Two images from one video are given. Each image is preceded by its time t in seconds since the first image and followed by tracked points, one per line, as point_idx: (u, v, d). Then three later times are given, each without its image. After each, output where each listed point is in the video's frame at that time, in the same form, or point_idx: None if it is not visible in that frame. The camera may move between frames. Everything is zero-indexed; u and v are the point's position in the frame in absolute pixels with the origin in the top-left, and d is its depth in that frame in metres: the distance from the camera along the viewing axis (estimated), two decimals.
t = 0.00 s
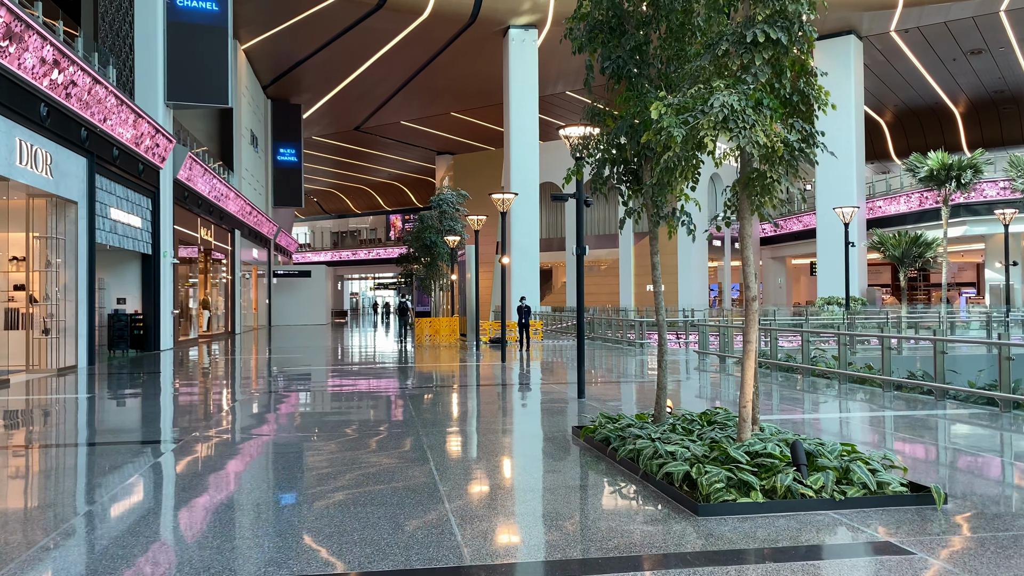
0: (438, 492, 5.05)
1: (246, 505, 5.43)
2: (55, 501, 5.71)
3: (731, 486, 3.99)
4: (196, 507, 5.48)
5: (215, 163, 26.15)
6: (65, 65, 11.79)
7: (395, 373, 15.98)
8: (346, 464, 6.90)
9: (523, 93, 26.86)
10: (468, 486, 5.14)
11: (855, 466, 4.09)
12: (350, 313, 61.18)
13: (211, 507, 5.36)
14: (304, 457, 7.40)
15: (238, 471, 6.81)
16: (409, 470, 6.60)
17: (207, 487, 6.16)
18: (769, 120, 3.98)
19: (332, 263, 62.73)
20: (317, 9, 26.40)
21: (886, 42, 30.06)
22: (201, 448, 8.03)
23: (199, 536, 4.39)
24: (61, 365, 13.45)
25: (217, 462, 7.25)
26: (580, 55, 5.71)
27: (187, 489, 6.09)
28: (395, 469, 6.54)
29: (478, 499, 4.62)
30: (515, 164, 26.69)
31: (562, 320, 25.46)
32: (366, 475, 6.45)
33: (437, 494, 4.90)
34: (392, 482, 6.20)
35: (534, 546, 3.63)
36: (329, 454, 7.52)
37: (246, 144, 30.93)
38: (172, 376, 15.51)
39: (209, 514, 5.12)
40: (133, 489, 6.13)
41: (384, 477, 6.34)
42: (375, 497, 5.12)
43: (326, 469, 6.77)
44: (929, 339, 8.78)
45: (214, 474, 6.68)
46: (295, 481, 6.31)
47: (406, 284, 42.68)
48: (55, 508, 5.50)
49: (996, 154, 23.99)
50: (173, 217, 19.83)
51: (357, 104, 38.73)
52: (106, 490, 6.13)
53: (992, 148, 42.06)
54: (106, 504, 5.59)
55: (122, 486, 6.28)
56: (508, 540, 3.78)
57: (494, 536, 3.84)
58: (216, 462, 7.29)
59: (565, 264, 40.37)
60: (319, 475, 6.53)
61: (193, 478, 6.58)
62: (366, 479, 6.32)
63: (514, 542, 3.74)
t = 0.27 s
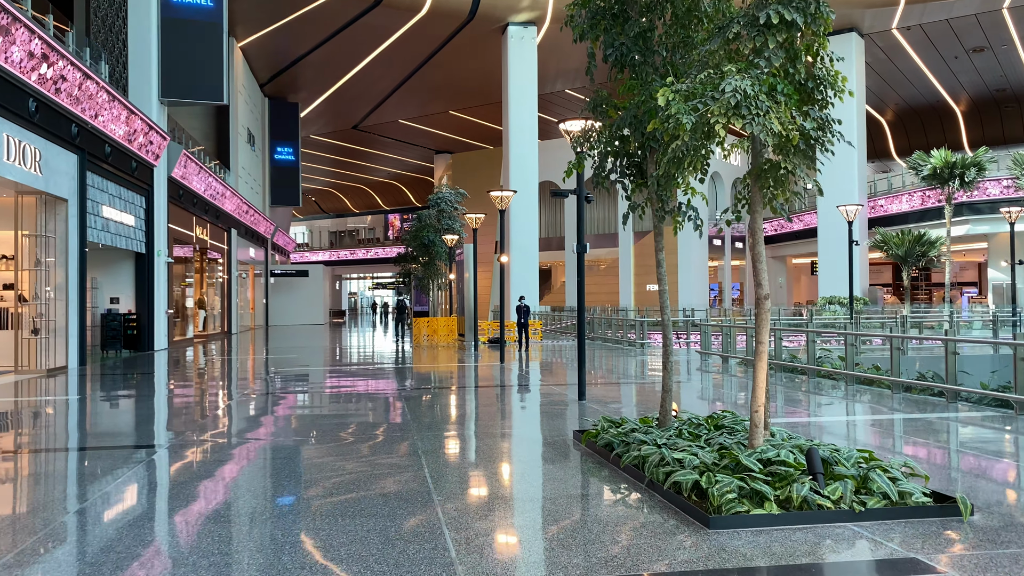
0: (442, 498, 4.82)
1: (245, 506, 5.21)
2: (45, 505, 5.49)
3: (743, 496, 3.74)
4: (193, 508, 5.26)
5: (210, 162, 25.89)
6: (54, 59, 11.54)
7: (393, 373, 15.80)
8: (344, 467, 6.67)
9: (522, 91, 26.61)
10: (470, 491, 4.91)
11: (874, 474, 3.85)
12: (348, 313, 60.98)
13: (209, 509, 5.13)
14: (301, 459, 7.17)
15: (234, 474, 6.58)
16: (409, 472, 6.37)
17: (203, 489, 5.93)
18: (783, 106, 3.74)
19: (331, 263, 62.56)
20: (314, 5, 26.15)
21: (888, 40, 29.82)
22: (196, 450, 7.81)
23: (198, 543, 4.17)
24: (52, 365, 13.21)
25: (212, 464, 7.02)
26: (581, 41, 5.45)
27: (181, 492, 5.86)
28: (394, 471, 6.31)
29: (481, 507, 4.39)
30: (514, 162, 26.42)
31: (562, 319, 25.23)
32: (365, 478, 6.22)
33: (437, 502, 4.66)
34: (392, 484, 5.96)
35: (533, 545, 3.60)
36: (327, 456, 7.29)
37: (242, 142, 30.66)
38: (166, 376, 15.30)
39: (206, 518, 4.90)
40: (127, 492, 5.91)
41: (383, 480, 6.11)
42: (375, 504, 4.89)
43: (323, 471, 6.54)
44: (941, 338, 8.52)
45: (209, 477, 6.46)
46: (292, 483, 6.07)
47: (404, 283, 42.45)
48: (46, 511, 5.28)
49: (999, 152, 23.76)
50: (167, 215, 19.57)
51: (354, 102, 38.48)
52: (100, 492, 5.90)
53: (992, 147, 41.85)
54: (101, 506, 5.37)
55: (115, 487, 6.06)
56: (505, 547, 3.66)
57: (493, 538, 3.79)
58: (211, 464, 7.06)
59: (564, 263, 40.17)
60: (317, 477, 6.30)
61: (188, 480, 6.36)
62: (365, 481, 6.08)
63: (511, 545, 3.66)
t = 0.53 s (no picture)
0: (446, 507, 4.61)
1: (244, 513, 4.99)
2: (35, 511, 5.29)
3: (758, 511, 3.53)
4: (189, 515, 5.04)
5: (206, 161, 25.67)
6: (44, 55, 11.30)
7: (390, 374, 15.60)
8: (342, 471, 6.46)
9: (522, 90, 26.38)
10: (473, 500, 4.69)
11: (896, 487, 3.64)
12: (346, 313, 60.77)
13: (205, 516, 4.92)
14: (299, 464, 6.97)
15: (230, 479, 6.38)
16: (408, 477, 6.16)
17: (197, 495, 5.72)
18: (802, 95, 3.52)
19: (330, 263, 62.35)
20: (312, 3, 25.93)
21: (890, 39, 29.62)
22: (191, 454, 7.60)
23: (195, 556, 3.95)
24: (43, 367, 12.98)
25: (208, 468, 6.82)
26: (583, 32, 5.23)
27: (175, 497, 5.66)
28: (393, 476, 6.10)
29: (484, 519, 4.17)
30: (513, 161, 26.19)
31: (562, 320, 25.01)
32: (364, 484, 6.02)
33: (439, 513, 4.45)
34: (392, 488, 5.76)
35: (530, 549, 3.58)
36: (325, 460, 7.09)
37: (240, 141, 30.43)
38: (161, 377, 15.08)
39: (203, 526, 4.68)
40: (120, 497, 5.70)
41: (383, 485, 5.90)
42: (375, 514, 4.67)
43: (321, 477, 6.33)
44: (951, 340, 8.30)
45: (205, 482, 6.26)
46: (289, 490, 5.86)
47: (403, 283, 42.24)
48: (38, 517, 5.08)
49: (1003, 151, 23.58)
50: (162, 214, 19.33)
51: (353, 102, 38.25)
52: (91, 498, 5.69)
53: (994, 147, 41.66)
54: (96, 513, 5.15)
55: (109, 493, 5.85)
56: (504, 547, 3.65)
57: (491, 541, 3.76)
58: (206, 468, 6.85)
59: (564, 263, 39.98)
60: (314, 483, 6.09)
61: (183, 485, 6.15)
62: (365, 486, 5.87)
63: (510, 548, 3.64)
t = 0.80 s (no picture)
0: (450, 513, 4.38)
1: (242, 517, 4.76)
2: (22, 516, 5.08)
3: (774, 523, 3.31)
4: (185, 518, 4.82)
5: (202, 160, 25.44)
6: (34, 50, 11.08)
7: (387, 374, 15.40)
8: (340, 474, 6.25)
9: (521, 88, 26.16)
10: (477, 506, 4.47)
11: (922, 497, 3.42)
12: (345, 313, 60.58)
13: (202, 519, 4.71)
14: (295, 466, 6.75)
15: (226, 482, 6.15)
16: (408, 480, 5.94)
17: (187, 498, 5.52)
18: (822, 80, 3.31)
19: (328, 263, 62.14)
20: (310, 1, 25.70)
21: (892, 37, 29.41)
22: (185, 457, 7.39)
23: (190, 564, 3.72)
24: (34, 368, 12.77)
25: (201, 472, 6.59)
26: (585, 18, 5.00)
27: (169, 501, 5.45)
28: (392, 478, 5.91)
29: (485, 528, 3.96)
30: (513, 159, 25.95)
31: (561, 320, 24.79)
32: (364, 486, 5.80)
33: (444, 521, 4.22)
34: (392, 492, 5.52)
35: (530, 551, 3.51)
36: (322, 462, 6.89)
37: (237, 140, 30.18)
38: (156, 378, 14.88)
39: (194, 532, 4.46)
40: (111, 503, 5.44)
41: (384, 487, 5.69)
42: (377, 519, 4.43)
43: (318, 480, 6.11)
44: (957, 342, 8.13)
45: (200, 485, 6.03)
46: (287, 494, 5.60)
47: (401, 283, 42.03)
48: (23, 522, 4.87)
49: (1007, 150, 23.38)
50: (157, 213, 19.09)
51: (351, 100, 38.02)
52: (82, 503, 5.44)
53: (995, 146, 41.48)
54: (86, 519, 4.88)
55: (101, 498, 5.60)
56: (503, 557, 3.47)
57: (489, 545, 3.66)
58: (201, 471, 6.64)
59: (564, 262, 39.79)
60: (312, 486, 5.87)
61: (178, 488, 5.95)
62: (364, 489, 5.63)
63: (509, 550, 3.55)
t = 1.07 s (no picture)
0: (450, 517, 4.21)
1: (232, 521, 4.59)
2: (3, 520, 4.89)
3: (790, 534, 3.09)
4: (170, 522, 4.63)
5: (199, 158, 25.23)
6: (22, 44, 10.87)
7: (384, 374, 15.20)
8: (337, 475, 6.08)
9: (521, 86, 25.97)
10: (477, 510, 4.30)
11: (949, 507, 3.19)
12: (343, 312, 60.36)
13: (187, 524, 4.51)
14: (291, 468, 6.58)
15: (220, 483, 5.99)
16: (406, 482, 5.77)
17: (176, 501, 5.34)
18: (843, 60, 3.10)
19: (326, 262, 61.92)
20: None
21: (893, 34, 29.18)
22: (179, 459, 7.21)
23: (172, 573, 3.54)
24: (24, 368, 12.57)
25: (195, 474, 6.42)
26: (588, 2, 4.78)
27: (157, 504, 5.27)
28: (388, 480, 5.74)
29: (483, 535, 3.76)
30: (511, 158, 25.73)
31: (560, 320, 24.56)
32: (361, 487, 5.63)
33: (443, 524, 4.06)
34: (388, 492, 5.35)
35: (528, 554, 3.39)
36: (318, 463, 6.71)
37: (234, 138, 29.95)
38: (150, 378, 14.68)
39: (179, 537, 4.27)
40: (103, 505, 5.28)
41: (381, 488, 5.53)
42: (376, 523, 4.27)
43: (314, 481, 5.95)
44: (969, 341, 7.92)
45: (193, 487, 5.87)
46: (283, 495, 5.44)
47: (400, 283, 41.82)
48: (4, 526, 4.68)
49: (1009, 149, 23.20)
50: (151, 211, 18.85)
51: (349, 99, 37.80)
52: (71, 506, 5.28)
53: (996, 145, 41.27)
54: (78, 521, 4.73)
55: (91, 500, 5.44)
56: (501, 561, 3.34)
57: (488, 547, 3.55)
58: (194, 473, 6.47)
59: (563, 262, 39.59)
60: (308, 488, 5.71)
61: (166, 491, 5.75)
62: (361, 490, 5.47)
63: (508, 554, 3.43)
